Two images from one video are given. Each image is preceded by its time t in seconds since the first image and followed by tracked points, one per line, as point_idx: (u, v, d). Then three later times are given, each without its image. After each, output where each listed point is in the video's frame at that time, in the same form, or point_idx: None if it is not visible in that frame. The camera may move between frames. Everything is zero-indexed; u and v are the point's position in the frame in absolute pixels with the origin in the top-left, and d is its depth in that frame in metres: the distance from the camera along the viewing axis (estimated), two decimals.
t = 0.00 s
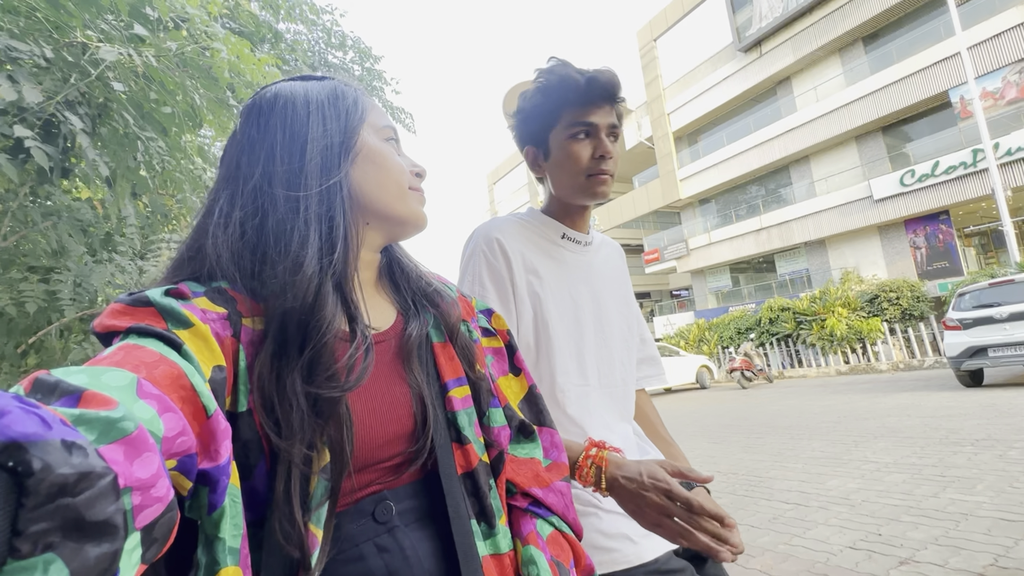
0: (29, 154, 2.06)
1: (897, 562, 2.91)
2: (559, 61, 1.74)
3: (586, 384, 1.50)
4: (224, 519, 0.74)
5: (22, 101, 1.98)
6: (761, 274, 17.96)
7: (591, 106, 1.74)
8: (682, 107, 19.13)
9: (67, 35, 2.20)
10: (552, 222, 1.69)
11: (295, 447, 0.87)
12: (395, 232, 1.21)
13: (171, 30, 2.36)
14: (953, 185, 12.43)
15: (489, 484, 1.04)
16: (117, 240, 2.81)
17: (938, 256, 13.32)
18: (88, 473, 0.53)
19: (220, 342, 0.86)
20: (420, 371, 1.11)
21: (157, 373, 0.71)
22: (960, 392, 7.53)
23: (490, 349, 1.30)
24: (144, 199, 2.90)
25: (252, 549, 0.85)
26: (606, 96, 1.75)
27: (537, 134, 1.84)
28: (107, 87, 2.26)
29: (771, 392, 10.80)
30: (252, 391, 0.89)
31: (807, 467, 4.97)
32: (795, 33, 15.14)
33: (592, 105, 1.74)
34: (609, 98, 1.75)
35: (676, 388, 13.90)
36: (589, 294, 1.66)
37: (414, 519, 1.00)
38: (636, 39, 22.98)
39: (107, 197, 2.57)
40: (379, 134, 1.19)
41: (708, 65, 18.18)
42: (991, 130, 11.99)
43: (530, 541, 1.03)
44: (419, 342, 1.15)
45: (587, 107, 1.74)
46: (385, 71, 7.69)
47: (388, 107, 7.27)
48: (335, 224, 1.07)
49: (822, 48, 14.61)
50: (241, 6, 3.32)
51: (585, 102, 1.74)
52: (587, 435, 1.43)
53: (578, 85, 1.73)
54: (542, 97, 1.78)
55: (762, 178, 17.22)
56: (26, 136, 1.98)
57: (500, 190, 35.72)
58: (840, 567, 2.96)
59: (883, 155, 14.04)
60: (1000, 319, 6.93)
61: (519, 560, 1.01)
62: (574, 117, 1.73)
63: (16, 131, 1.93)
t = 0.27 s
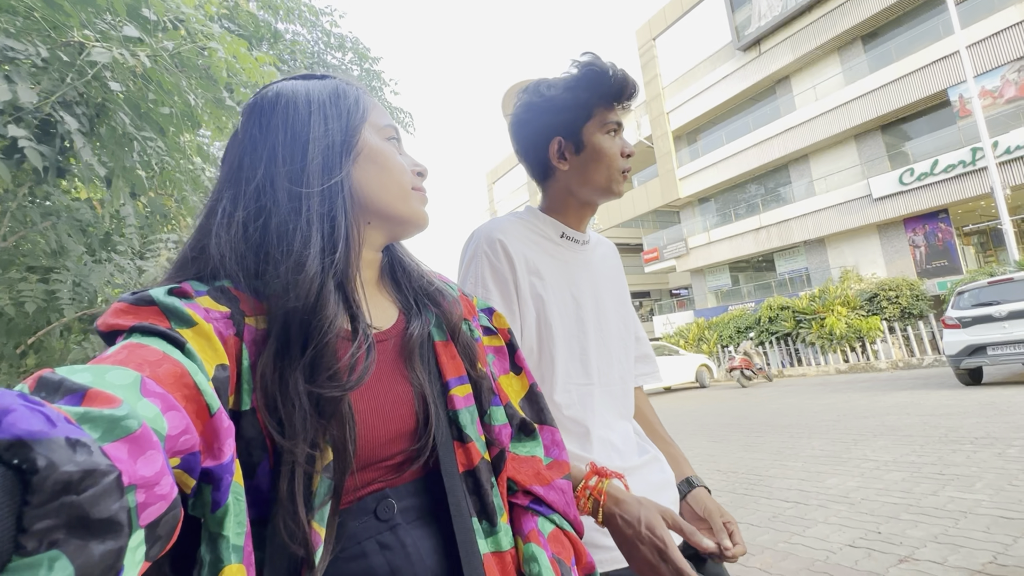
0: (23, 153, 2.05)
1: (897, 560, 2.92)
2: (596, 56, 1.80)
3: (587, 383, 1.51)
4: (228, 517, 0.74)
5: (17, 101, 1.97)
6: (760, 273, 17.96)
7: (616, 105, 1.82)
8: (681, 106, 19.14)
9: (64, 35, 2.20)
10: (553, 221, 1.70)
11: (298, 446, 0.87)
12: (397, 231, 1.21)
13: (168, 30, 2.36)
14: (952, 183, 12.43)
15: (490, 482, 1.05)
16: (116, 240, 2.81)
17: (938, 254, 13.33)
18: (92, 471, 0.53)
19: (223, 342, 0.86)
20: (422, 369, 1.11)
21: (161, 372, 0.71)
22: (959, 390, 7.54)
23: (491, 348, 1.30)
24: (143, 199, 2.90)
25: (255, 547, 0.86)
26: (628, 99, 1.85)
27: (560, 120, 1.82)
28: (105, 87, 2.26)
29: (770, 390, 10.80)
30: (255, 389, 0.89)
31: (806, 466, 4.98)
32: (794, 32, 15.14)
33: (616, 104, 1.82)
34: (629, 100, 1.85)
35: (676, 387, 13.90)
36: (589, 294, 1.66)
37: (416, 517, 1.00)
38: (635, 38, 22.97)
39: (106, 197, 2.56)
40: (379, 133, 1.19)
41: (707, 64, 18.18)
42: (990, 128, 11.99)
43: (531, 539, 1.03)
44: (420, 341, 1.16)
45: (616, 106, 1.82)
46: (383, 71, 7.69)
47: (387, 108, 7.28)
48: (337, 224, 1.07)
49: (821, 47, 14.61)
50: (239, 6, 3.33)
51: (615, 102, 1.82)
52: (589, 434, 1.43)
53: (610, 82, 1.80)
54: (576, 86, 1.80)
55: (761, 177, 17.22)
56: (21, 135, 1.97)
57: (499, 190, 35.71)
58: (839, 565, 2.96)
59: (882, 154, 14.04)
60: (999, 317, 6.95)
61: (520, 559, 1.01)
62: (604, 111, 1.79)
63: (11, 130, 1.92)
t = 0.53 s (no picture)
0: (16, 153, 2.05)
1: (896, 558, 2.92)
2: (533, 62, 1.72)
3: (586, 383, 1.51)
4: (229, 516, 0.74)
5: (12, 100, 1.97)
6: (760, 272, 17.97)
7: (566, 106, 1.72)
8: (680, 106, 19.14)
9: (61, 34, 2.20)
10: (547, 221, 1.69)
11: (298, 446, 0.87)
12: (397, 231, 1.21)
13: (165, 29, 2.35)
14: (952, 182, 12.43)
15: (490, 481, 1.05)
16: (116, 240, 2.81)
17: (937, 253, 13.34)
18: (93, 469, 0.54)
19: (223, 341, 0.86)
20: (422, 369, 1.11)
21: (161, 370, 0.71)
22: (958, 389, 7.55)
23: (491, 347, 1.30)
24: (142, 199, 2.90)
25: (256, 546, 0.86)
26: (584, 94, 1.72)
27: (522, 135, 1.87)
28: (102, 86, 2.26)
29: (770, 389, 10.81)
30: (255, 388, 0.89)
31: (806, 465, 4.98)
32: (794, 31, 15.14)
33: (568, 105, 1.72)
34: (587, 95, 1.72)
35: (676, 386, 13.90)
36: (588, 293, 1.66)
37: (416, 516, 1.00)
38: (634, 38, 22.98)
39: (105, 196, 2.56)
40: (381, 133, 1.19)
41: (706, 63, 18.18)
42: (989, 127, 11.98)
43: (531, 538, 1.03)
44: (420, 341, 1.16)
45: (562, 106, 1.72)
46: (382, 71, 7.68)
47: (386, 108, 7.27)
48: (337, 224, 1.07)
49: (820, 46, 14.60)
50: (237, 7, 3.33)
51: (559, 102, 1.73)
52: (588, 433, 1.43)
53: (553, 85, 1.71)
54: (519, 101, 1.79)
55: (760, 176, 17.23)
56: (15, 135, 1.96)
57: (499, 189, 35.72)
58: (839, 563, 2.97)
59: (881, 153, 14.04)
60: (998, 316, 6.95)
61: (520, 559, 1.01)
62: (549, 119, 1.73)
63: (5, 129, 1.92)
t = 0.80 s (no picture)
0: (10, 151, 2.03)
1: (895, 557, 2.93)
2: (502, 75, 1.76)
3: (583, 384, 1.51)
4: (228, 517, 0.74)
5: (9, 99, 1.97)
6: (759, 271, 17.97)
7: (538, 116, 1.73)
8: (679, 105, 19.13)
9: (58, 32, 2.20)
10: (542, 222, 1.69)
11: (297, 447, 0.87)
12: (396, 231, 1.21)
13: (162, 26, 2.34)
14: (951, 181, 12.43)
15: (490, 480, 1.05)
16: (115, 240, 2.80)
17: (936, 252, 13.35)
18: (93, 469, 0.54)
19: (223, 341, 0.86)
20: (422, 369, 1.12)
21: (161, 371, 0.71)
22: (958, 388, 7.56)
23: (491, 347, 1.31)
24: (142, 199, 2.91)
25: (256, 546, 0.86)
26: (554, 102, 1.71)
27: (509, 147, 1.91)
28: (99, 85, 2.26)
29: (770, 389, 10.82)
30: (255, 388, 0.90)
31: (806, 464, 4.98)
32: (793, 30, 15.13)
33: (540, 115, 1.73)
34: (558, 103, 1.71)
35: (675, 385, 13.90)
36: (585, 293, 1.66)
37: (416, 516, 1.00)
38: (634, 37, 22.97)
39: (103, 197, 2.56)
40: (380, 132, 1.19)
41: (706, 62, 18.18)
42: (988, 126, 11.99)
43: (531, 538, 1.03)
44: (420, 341, 1.16)
45: (534, 116, 1.73)
46: (382, 70, 7.68)
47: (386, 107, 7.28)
48: (337, 224, 1.07)
49: (820, 45, 14.60)
50: (237, 6, 3.33)
51: (531, 112, 1.73)
52: (587, 433, 1.43)
53: (522, 97, 1.73)
54: (497, 115, 1.83)
55: (760, 175, 17.23)
56: (11, 134, 1.96)
57: (498, 189, 35.71)
58: (838, 562, 2.97)
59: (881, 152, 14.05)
60: (998, 315, 6.95)
61: (521, 558, 1.01)
62: (522, 131, 1.75)
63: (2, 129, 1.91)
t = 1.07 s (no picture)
0: (6, 149, 2.03)
1: (896, 557, 2.93)
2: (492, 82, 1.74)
3: (581, 385, 1.51)
4: (227, 518, 0.74)
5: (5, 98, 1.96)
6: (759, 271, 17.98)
7: (528, 124, 1.72)
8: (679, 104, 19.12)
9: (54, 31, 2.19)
10: (538, 225, 1.69)
11: (295, 450, 0.87)
12: (394, 232, 1.21)
13: (160, 25, 2.34)
14: (951, 180, 12.43)
15: (490, 481, 1.05)
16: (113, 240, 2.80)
17: (935, 252, 13.36)
18: (90, 473, 0.53)
19: (220, 343, 0.86)
20: (421, 370, 1.11)
21: (158, 373, 0.71)
22: (958, 387, 7.56)
23: (490, 348, 1.30)
24: (140, 199, 2.90)
25: (255, 548, 0.86)
26: (545, 110, 1.70)
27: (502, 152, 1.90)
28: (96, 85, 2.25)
29: (769, 388, 10.82)
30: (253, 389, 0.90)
31: (806, 464, 4.98)
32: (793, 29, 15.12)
33: (530, 123, 1.71)
34: (549, 111, 1.69)
35: (675, 385, 13.89)
36: (582, 294, 1.66)
37: (415, 517, 1.00)
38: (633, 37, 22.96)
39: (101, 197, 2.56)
40: (378, 133, 1.18)
41: (705, 62, 18.18)
42: (988, 125, 11.98)
43: (530, 539, 1.03)
44: (419, 342, 1.16)
45: (524, 124, 1.72)
46: (381, 69, 7.68)
47: (385, 106, 7.27)
48: (334, 225, 1.07)
49: (819, 44, 14.59)
50: (236, 5, 3.33)
51: (522, 120, 1.72)
52: (585, 434, 1.43)
53: (512, 103, 1.71)
54: (489, 121, 1.82)
55: (760, 175, 17.22)
56: (7, 133, 1.95)
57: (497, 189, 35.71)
58: (838, 562, 2.97)
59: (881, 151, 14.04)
60: (997, 314, 6.95)
61: (521, 558, 1.01)
62: (512, 138, 1.74)
63: None
